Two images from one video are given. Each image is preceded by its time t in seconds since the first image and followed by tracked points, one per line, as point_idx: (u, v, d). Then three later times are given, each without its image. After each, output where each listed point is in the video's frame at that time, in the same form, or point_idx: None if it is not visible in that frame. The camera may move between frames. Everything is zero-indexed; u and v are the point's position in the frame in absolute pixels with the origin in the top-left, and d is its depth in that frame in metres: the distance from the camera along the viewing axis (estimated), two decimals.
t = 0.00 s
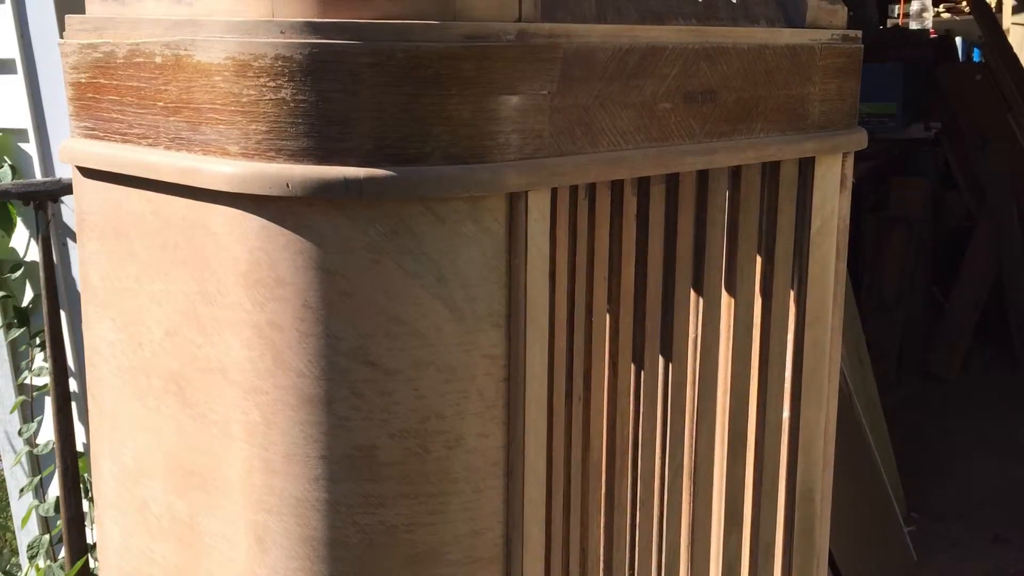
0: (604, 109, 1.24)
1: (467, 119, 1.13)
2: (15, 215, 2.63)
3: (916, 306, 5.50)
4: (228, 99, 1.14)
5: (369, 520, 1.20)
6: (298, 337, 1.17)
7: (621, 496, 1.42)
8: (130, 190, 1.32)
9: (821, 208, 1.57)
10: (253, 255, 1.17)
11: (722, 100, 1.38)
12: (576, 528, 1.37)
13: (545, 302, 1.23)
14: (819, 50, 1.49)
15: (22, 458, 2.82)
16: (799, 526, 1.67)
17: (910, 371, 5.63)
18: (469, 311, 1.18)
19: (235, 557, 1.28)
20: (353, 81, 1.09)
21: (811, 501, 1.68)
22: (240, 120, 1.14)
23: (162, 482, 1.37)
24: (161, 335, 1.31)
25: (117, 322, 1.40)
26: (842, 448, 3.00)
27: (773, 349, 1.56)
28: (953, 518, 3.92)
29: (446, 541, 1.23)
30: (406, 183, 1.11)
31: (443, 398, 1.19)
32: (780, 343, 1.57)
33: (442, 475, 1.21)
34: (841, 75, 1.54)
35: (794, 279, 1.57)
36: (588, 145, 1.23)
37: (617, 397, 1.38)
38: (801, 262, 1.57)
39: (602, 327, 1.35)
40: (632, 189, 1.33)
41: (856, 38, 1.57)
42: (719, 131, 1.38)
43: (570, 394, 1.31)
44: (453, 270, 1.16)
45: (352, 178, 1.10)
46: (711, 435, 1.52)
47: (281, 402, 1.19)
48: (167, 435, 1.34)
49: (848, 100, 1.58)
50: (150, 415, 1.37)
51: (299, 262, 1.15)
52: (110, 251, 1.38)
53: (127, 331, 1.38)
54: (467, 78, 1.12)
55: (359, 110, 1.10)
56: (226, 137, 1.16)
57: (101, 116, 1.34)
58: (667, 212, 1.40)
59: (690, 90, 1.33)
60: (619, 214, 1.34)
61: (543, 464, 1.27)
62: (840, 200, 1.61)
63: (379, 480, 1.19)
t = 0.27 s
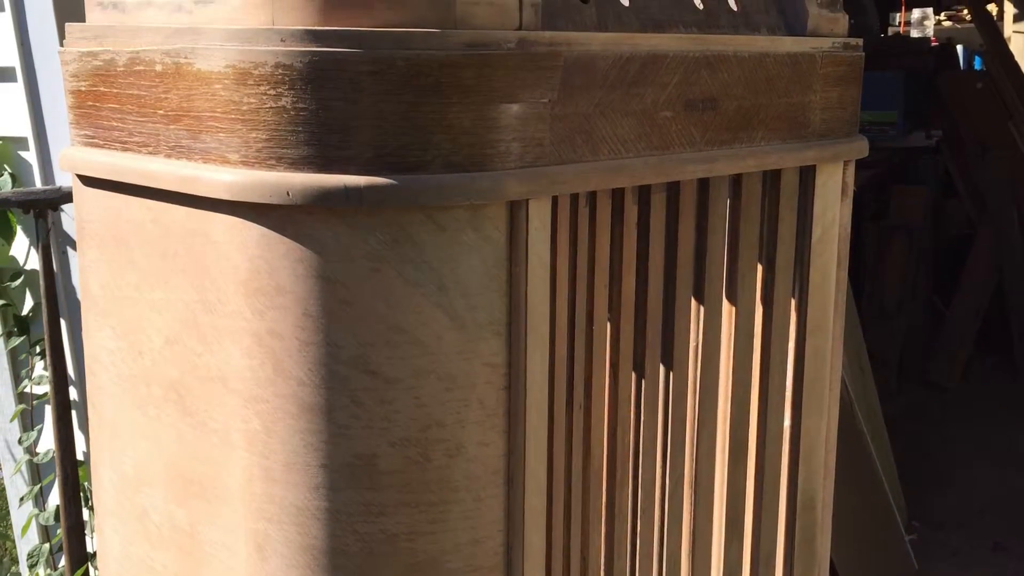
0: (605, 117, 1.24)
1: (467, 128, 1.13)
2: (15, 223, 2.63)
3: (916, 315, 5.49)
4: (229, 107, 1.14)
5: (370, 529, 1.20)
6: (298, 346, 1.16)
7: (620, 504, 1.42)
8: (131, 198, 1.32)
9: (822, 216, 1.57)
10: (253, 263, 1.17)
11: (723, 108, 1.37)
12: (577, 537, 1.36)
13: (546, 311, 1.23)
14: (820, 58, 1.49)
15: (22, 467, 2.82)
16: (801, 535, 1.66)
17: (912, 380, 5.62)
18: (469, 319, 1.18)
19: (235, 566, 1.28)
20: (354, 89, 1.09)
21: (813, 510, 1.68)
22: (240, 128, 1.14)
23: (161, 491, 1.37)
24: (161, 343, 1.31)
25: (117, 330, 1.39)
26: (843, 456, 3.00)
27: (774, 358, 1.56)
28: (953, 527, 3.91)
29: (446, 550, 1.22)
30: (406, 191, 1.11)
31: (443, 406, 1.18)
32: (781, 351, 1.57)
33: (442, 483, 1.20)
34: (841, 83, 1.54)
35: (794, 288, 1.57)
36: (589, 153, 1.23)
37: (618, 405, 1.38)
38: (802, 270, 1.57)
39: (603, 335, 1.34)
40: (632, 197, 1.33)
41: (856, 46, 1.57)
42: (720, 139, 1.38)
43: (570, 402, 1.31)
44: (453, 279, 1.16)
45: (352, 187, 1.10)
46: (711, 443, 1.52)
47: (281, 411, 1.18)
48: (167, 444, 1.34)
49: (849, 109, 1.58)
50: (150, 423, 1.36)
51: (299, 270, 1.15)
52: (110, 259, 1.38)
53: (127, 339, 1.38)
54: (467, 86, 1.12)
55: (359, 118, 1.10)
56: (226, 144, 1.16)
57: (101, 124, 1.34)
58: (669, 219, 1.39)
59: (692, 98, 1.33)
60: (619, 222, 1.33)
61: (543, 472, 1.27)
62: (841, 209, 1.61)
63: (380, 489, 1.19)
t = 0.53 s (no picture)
0: (605, 126, 1.23)
1: (467, 136, 1.13)
2: (15, 231, 2.63)
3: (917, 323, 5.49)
4: (229, 115, 1.14)
5: (370, 538, 1.19)
6: (298, 354, 1.16)
7: (621, 512, 1.42)
8: (131, 206, 1.31)
9: (823, 225, 1.57)
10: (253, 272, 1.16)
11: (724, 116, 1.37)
12: (577, 546, 1.36)
13: (546, 319, 1.23)
14: (821, 66, 1.49)
15: (22, 476, 2.81)
16: (802, 544, 1.66)
17: (913, 388, 5.61)
18: (470, 328, 1.17)
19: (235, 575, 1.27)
20: (354, 97, 1.09)
21: (814, 519, 1.67)
22: (240, 136, 1.13)
23: (161, 500, 1.36)
24: (161, 352, 1.31)
25: (117, 338, 1.39)
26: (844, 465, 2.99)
27: (776, 366, 1.55)
28: (954, 535, 3.91)
29: (446, 559, 1.22)
30: (406, 199, 1.10)
31: (444, 414, 1.18)
32: (782, 360, 1.56)
33: (442, 492, 1.20)
34: (843, 92, 1.54)
35: (795, 297, 1.56)
36: (590, 160, 1.23)
37: (619, 413, 1.38)
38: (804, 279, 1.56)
39: (604, 344, 1.34)
40: (633, 205, 1.33)
41: (857, 54, 1.57)
42: (720, 147, 1.38)
43: (571, 410, 1.31)
44: (453, 287, 1.16)
45: (352, 195, 1.10)
46: (712, 452, 1.51)
47: (281, 420, 1.18)
48: (167, 452, 1.33)
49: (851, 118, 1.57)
50: (150, 432, 1.36)
51: (299, 279, 1.14)
52: (110, 268, 1.37)
53: (127, 348, 1.37)
54: (468, 95, 1.12)
55: (359, 126, 1.10)
56: (226, 153, 1.16)
57: (101, 133, 1.34)
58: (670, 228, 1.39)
59: (693, 106, 1.33)
60: (620, 230, 1.33)
61: (544, 480, 1.26)
62: (842, 217, 1.60)
63: (380, 498, 1.18)
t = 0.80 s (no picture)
0: (606, 135, 1.23)
1: (467, 145, 1.12)
2: (15, 240, 2.62)
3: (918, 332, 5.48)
4: (229, 123, 1.14)
5: (370, 547, 1.19)
6: (298, 363, 1.15)
7: (620, 520, 1.41)
8: (131, 215, 1.31)
9: (823, 233, 1.56)
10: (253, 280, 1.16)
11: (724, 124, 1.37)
12: (578, 555, 1.35)
13: (546, 327, 1.22)
14: (822, 74, 1.49)
15: (22, 484, 2.81)
16: (802, 553, 1.65)
17: (914, 397, 5.60)
18: (470, 337, 1.17)
19: None
20: (354, 105, 1.09)
21: (815, 529, 1.66)
22: (240, 144, 1.13)
23: (161, 508, 1.36)
24: (161, 360, 1.30)
25: (117, 347, 1.39)
26: (844, 474, 2.98)
27: (775, 374, 1.54)
28: (956, 544, 3.89)
29: (447, 567, 1.21)
30: (406, 208, 1.10)
31: (443, 423, 1.18)
32: (783, 370, 1.55)
33: (443, 500, 1.19)
34: (843, 100, 1.54)
35: (796, 305, 1.56)
36: (591, 169, 1.23)
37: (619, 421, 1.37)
38: (805, 288, 1.56)
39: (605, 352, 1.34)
40: (634, 214, 1.33)
41: (858, 63, 1.57)
42: (721, 156, 1.38)
43: (572, 418, 1.31)
44: (453, 295, 1.15)
45: (352, 203, 1.10)
46: (713, 460, 1.51)
47: (281, 428, 1.17)
48: (167, 461, 1.33)
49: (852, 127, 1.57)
50: (150, 441, 1.35)
51: (299, 287, 1.14)
52: (110, 276, 1.37)
53: (127, 356, 1.37)
54: (468, 103, 1.12)
55: (360, 135, 1.09)
56: (226, 161, 1.15)
57: (101, 141, 1.34)
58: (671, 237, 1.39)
59: (694, 115, 1.33)
60: (620, 239, 1.33)
61: (544, 489, 1.26)
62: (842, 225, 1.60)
63: (380, 507, 1.18)
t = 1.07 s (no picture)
0: (606, 142, 1.23)
1: (468, 153, 1.12)
2: (15, 248, 2.62)
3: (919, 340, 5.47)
4: (229, 131, 1.14)
5: (370, 556, 1.18)
6: (299, 372, 1.15)
7: (621, 528, 1.41)
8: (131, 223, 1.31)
9: (824, 241, 1.56)
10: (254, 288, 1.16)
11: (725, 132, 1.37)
12: (580, 563, 1.35)
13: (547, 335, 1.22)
14: (823, 82, 1.49)
15: (22, 493, 2.80)
16: (803, 561, 1.65)
17: (915, 406, 5.57)
18: (471, 345, 1.16)
19: None
20: (354, 113, 1.09)
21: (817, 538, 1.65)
22: (241, 153, 1.13)
23: (161, 517, 1.35)
24: (161, 369, 1.30)
25: (117, 355, 1.39)
26: (845, 482, 2.97)
27: (776, 382, 1.54)
28: (957, 553, 3.89)
29: None
30: (406, 217, 1.10)
31: (443, 432, 1.17)
32: (784, 378, 1.55)
33: (444, 509, 1.19)
34: (844, 108, 1.54)
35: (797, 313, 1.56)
36: (591, 177, 1.23)
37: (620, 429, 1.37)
38: (806, 296, 1.56)
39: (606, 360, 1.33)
40: (634, 222, 1.33)
41: (859, 71, 1.56)
42: (721, 164, 1.38)
43: (573, 426, 1.30)
44: (453, 304, 1.15)
45: (352, 212, 1.09)
46: (714, 468, 1.50)
47: (281, 437, 1.17)
48: (167, 469, 1.32)
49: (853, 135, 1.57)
50: (150, 449, 1.35)
51: (300, 296, 1.14)
52: (110, 284, 1.37)
53: (127, 364, 1.37)
54: (468, 111, 1.12)
55: (360, 143, 1.09)
56: (226, 169, 1.15)
57: (102, 149, 1.33)
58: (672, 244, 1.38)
59: (695, 123, 1.33)
60: (620, 247, 1.32)
61: (545, 497, 1.26)
62: (844, 234, 1.60)
63: (381, 516, 1.17)
